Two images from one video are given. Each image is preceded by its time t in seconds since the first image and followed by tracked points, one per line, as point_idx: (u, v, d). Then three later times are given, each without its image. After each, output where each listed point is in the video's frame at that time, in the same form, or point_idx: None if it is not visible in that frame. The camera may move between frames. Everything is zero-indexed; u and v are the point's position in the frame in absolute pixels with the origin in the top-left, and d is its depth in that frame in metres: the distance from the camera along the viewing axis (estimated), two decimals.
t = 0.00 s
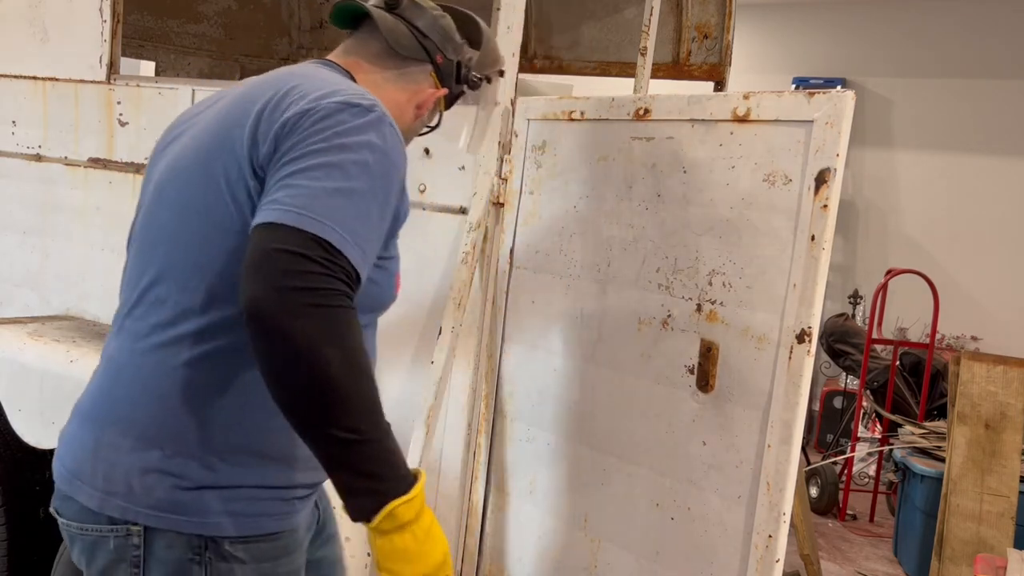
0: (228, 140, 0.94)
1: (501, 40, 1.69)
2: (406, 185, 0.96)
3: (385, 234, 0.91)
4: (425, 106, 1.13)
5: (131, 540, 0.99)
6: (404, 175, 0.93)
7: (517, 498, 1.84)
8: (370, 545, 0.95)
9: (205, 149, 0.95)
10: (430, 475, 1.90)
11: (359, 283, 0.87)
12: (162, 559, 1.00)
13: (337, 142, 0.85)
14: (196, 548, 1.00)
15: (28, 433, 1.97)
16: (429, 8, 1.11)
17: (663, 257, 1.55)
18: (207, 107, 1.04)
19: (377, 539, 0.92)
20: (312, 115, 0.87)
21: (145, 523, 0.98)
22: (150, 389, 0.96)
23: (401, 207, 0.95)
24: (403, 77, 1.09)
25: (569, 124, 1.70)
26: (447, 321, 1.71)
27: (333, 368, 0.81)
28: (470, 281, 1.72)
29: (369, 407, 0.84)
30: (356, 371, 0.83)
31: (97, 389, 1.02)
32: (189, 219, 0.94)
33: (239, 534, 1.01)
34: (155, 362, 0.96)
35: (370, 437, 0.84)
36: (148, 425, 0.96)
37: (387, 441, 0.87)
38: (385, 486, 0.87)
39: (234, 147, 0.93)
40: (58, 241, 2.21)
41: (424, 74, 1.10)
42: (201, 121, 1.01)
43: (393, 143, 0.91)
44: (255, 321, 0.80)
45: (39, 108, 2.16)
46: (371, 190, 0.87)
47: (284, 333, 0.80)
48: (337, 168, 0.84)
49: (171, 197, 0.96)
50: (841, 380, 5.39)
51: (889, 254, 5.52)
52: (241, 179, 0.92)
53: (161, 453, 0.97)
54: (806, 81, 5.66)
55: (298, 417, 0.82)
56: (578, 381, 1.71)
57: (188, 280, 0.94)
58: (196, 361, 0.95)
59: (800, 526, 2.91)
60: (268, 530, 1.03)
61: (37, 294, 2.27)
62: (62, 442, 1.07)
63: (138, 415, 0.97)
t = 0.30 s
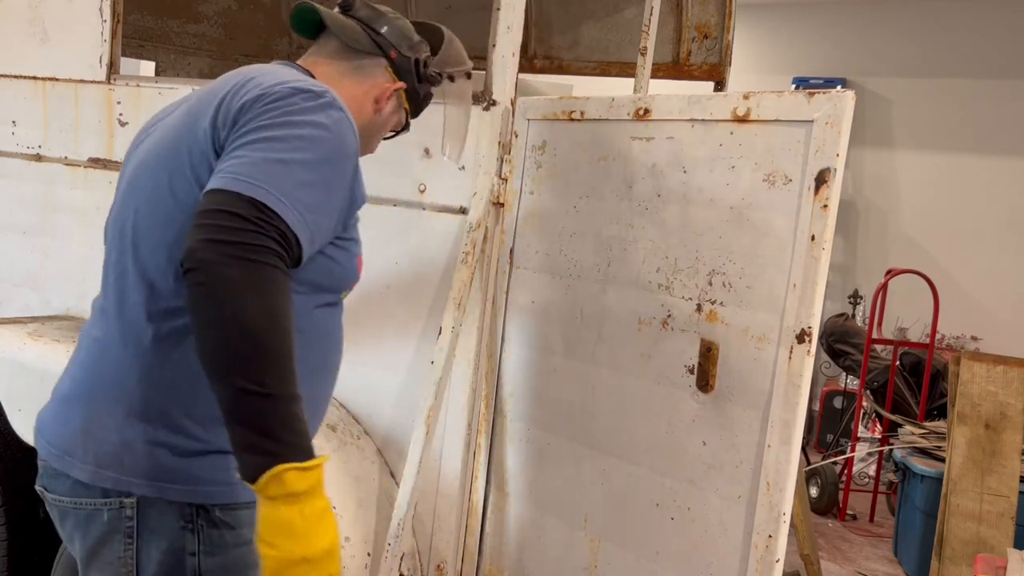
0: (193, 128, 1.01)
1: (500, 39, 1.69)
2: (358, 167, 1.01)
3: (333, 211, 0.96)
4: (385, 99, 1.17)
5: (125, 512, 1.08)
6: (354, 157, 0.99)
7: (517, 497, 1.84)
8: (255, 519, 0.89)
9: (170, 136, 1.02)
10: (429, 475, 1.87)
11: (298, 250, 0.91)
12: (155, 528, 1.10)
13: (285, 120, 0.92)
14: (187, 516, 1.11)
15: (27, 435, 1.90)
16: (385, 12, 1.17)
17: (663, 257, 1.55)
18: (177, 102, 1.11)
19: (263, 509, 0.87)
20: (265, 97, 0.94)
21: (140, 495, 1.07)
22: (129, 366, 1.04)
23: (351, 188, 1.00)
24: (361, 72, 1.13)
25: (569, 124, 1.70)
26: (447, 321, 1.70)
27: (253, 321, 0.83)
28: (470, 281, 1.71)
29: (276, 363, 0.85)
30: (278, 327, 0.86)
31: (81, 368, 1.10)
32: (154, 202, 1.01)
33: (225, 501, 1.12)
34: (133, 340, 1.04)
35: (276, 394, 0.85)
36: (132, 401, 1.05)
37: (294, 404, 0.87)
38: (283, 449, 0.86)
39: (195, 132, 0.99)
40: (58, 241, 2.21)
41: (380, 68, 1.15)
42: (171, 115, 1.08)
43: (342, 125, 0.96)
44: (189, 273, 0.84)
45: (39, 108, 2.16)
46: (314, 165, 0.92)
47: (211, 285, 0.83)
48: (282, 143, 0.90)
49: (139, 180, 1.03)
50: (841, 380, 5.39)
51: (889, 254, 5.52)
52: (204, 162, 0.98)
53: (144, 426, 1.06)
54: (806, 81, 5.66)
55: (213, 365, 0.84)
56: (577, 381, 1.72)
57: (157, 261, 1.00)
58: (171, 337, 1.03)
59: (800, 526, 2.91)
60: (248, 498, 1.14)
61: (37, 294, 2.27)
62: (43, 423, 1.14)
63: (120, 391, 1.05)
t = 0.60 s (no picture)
0: (164, 120, 1.03)
1: (500, 40, 1.69)
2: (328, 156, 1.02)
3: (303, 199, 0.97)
4: (342, 77, 1.14)
5: (103, 489, 1.09)
6: (323, 146, 1.00)
7: (517, 496, 1.84)
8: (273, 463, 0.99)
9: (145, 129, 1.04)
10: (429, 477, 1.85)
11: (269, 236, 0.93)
12: (134, 505, 1.10)
13: (252, 110, 0.93)
14: (164, 493, 1.11)
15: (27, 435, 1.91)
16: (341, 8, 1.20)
17: (663, 257, 1.55)
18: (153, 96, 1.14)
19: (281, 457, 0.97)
20: (232, 89, 0.95)
21: (117, 472, 1.08)
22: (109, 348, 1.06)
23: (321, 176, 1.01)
24: (312, 53, 1.14)
25: (570, 124, 1.70)
26: (446, 321, 1.70)
27: (235, 303, 0.87)
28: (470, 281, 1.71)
29: (271, 337, 0.90)
30: (262, 306, 0.90)
31: (58, 353, 1.11)
32: (130, 191, 1.03)
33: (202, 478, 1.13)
34: (112, 327, 1.06)
35: (273, 364, 0.91)
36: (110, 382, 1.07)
37: (291, 367, 0.94)
38: (288, 409, 0.93)
39: (167, 124, 1.01)
40: (59, 241, 2.21)
41: (333, 49, 1.15)
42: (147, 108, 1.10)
43: (310, 116, 0.97)
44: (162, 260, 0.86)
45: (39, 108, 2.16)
46: (282, 153, 0.93)
47: (189, 271, 0.86)
48: (250, 132, 0.91)
49: (117, 170, 1.05)
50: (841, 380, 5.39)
51: (889, 254, 5.52)
52: (175, 152, 1.00)
53: (122, 406, 1.07)
54: (806, 81, 5.66)
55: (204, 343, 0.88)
56: (577, 381, 1.71)
57: (132, 249, 1.04)
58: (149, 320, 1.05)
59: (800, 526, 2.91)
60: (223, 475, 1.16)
61: (37, 294, 2.27)
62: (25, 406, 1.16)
63: (99, 372, 1.07)
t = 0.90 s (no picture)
0: (153, 126, 1.04)
1: (500, 39, 1.68)
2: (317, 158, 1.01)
3: (287, 204, 0.97)
4: (346, 62, 1.14)
5: (101, 490, 1.09)
6: (310, 149, 0.98)
7: (517, 495, 1.85)
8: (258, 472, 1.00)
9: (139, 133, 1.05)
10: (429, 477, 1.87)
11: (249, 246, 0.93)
12: (130, 506, 1.10)
13: (231, 117, 0.92)
14: (160, 496, 1.11)
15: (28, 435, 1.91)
16: None
17: (663, 257, 1.55)
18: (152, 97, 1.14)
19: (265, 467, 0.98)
20: (215, 95, 0.94)
21: (114, 474, 1.08)
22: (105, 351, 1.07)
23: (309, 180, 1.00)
24: (316, 41, 1.14)
25: (570, 124, 1.70)
26: (446, 321, 1.70)
27: (211, 319, 0.89)
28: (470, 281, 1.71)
29: (248, 351, 0.92)
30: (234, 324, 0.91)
31: (61, 355, 1.13)
32: (126, 195, 1.04)
33: (199, 481, 1.13)
34: (107, 334, 1.07)
35: (253, 379, 0.92)
36: (107, 385, 1.07)
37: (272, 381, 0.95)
38: (272, 418, 0.95)
39: (157, 128, 1.02)
40: (59, 241, 2.21)
41: (337, 34, 1.14)
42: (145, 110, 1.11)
43: (294, 119, 0.96)
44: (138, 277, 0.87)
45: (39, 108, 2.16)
46: (261, 161, 0.92)
47: (166, 284, 0.87)
48: (228, 141, 0.91)
49: (114, 174, 1.06)
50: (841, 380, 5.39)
51: (889, 254, 5.52)
52: (164, 158, 1.00)
53: (118, 409, 1.08)
54: (806, 81, 5.66)
55: (184, 358, 0.90)
56: (577, 381, 1.72)
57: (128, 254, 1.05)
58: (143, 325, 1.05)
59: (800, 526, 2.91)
60: (220, 480, 1.15)
61: (37, 294, 2.27)
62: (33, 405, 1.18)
63: (97, 376, 1.07)
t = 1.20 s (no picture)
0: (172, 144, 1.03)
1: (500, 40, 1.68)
2: (327, 173, 0.95)
3: (288, 226, 0.92)
4: (383, 53, 1.07)
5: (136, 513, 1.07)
6: (315, 165, 0.93)
7: (516, 495, 1.85)
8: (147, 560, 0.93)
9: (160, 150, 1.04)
10: (429, 476, 1.91)
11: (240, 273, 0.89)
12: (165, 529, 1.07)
13: (225, 135, 0.89)
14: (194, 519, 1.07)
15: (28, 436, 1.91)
16: None
17: (663, 257, 1.55)
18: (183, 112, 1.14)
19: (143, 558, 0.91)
20: (216, 112, 0.92)
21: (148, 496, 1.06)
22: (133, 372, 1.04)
23: (316, 197, 0.94)
24: (354, 32, 1.08)
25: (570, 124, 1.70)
26: (446, 322, 1.70)
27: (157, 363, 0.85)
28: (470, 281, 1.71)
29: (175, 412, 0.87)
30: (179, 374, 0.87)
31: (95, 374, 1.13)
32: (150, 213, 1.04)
33: (234, 507, 1.07)
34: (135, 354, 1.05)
35: (159, 443, 0.87)
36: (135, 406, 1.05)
37: (190, 445, 0.89)
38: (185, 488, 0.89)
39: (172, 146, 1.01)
40: (59, 240, 2.21)
41: (375, 22, 1.07)
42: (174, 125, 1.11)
43: (295, 133, 0.91)
44: (117, 308, 0.87)
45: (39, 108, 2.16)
46: (253, 181, 0.88)
47: (130, 322, 0.86)
48: (218, 161, 0.87)
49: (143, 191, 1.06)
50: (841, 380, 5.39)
51: (889, 254, 5.52)
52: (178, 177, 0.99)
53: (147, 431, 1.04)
54: (806, 81, 5.66)
55: (136, 402, 0.86)
56: (577, 382, 1.71)
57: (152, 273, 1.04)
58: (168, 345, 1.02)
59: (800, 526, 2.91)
60: (257, 505, 1.08)
61: (37, 293, 2.27)
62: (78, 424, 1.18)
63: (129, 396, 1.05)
